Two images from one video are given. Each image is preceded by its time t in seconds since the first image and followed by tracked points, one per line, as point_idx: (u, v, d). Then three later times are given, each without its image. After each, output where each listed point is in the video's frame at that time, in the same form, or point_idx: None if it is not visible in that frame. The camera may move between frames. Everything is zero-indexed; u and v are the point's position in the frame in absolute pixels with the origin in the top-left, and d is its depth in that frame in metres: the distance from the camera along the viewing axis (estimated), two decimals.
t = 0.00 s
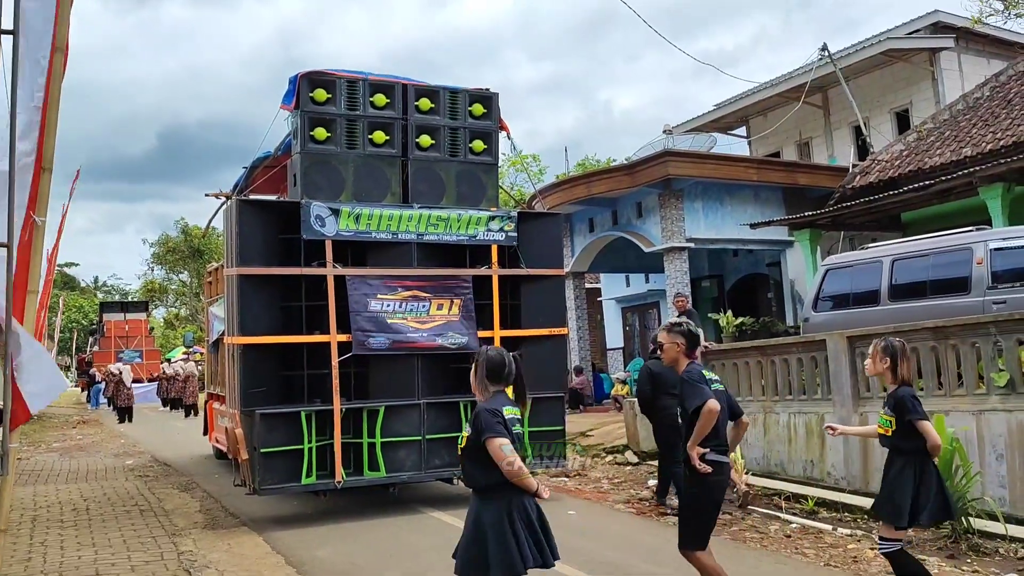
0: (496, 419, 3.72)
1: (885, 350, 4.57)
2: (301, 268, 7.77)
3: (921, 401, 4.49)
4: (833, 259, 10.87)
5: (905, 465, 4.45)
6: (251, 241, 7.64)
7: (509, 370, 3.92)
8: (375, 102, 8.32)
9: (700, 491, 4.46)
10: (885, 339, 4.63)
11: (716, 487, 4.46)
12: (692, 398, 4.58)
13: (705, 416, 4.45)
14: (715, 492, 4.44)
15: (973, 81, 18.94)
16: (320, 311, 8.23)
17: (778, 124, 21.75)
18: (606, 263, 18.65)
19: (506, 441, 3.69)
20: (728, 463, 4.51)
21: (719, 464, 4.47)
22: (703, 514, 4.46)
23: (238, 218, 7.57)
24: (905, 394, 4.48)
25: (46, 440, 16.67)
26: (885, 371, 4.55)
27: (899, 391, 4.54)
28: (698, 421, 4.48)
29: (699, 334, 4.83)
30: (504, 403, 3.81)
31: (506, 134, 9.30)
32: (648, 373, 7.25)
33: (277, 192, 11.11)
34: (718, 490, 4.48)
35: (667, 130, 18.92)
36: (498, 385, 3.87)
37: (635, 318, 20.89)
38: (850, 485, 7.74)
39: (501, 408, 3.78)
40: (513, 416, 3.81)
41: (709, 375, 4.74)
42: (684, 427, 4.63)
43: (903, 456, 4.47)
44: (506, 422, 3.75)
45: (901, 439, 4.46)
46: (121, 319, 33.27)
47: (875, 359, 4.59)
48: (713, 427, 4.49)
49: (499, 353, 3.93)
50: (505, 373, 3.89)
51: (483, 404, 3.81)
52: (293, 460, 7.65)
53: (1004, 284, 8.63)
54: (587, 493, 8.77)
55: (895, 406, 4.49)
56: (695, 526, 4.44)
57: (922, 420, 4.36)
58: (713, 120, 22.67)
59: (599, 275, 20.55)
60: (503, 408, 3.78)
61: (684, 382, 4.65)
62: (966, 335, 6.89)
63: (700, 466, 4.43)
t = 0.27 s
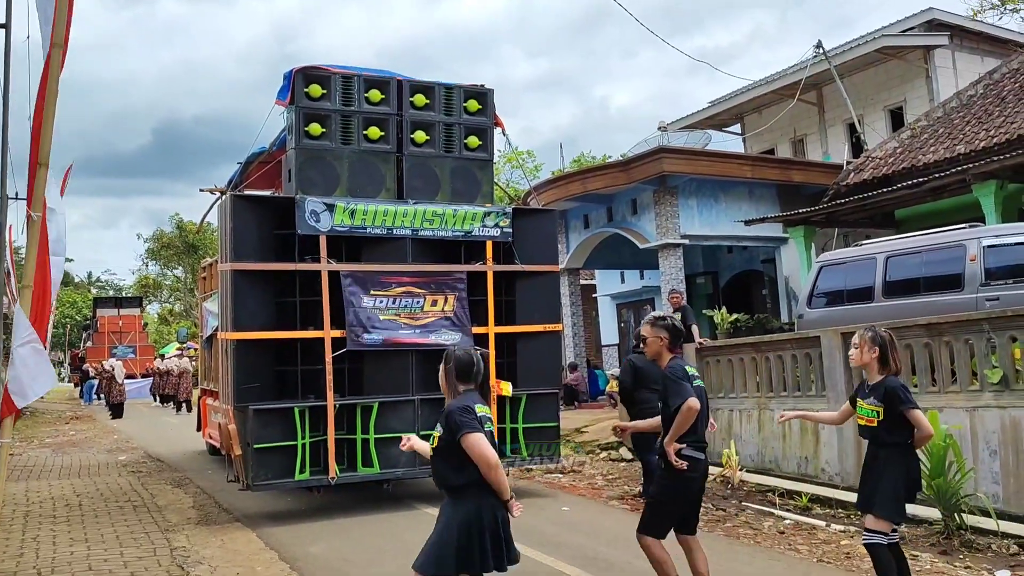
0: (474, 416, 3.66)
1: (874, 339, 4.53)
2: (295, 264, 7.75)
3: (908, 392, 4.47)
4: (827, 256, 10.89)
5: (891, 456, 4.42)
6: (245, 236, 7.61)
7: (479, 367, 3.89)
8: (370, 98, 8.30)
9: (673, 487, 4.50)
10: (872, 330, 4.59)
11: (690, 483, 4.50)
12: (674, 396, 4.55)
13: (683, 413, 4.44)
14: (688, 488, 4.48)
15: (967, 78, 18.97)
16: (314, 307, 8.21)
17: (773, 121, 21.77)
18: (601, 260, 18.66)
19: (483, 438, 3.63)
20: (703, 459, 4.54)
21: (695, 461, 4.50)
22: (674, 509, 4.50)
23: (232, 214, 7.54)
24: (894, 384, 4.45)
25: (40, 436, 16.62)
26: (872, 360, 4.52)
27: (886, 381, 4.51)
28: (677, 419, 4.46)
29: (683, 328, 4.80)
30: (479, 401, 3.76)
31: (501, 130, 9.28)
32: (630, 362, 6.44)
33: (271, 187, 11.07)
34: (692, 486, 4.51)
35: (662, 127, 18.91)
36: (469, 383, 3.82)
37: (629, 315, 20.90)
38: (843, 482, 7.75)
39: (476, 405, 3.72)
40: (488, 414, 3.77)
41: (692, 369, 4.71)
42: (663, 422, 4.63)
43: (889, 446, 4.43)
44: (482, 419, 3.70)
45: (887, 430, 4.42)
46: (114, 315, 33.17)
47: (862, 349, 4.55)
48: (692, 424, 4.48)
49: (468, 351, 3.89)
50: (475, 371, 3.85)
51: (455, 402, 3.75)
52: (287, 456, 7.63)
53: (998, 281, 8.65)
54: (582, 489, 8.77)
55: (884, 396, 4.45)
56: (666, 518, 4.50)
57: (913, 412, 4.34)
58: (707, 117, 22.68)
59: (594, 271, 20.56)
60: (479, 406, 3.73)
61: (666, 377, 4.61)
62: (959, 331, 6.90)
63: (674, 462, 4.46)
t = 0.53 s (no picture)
0: (430, 415, 3.60)
1: (863, 345, 4.54)
2: (290, 260, 7.74)
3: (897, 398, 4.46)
4: (821, 254, 10.90)
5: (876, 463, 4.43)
6: (239, 233, 7.60)
7: (446, 367, 3.83)
8: (364, 94, 8.29)
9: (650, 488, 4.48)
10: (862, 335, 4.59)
11: (665, 484, 4.49)
12: (655, 398, 4.52)
13: (670, 416, 4.41)
14: (664, 489, 4.46)
15: (961, 77, 19.02)
16: (308, 304, 8.19)
17: (768, 120, 21.81)
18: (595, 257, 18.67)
19: (431, 439, 3.57)
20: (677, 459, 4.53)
21: (669, 461, 4.49)
22: (650, 508, 4.49)
23: (226, 210, 7.53)
24: (883, 391, 4.44)
25: (33, 433, 16.57)
26: (860, 366, 4.52)
27: (875, 387, 4.50)
28: (661, 422, 4.42)
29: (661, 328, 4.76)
30: (442, 402, 3.70)
31: (496, 127, 9.28)
32: (610, 356, 7.37)
33: (266, 184, 11.05)
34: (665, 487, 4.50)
35: (657, 124, 18.91)
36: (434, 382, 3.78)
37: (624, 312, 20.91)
38: (836, 479, 7.77)
39: (435, 406, 3.65)
40: (451, 416, 3.69)
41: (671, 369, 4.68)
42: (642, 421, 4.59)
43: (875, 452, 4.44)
44: (439, 419, 3.63)
45: (873, 435, 4.43)
46: (108, 311, 33.07)
47: (851, 355, 4.56)
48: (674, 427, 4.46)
49: (436, 351, 3.84)
50: (440, 371, 3.80)
51: (420, 402, 3.72)
52: (281, 452, 7.62)
53: (991, 280, 8.68)
54: (576, 486, 8.79)
55: (873, 402, 4.44)
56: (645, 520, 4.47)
57: (899, 419, 4.33)
58: (702, 114, 22.71)
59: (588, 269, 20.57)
60: (439, 406, 3.67)
61: (647, 375, 4.58)
62: (952, 330, 6.93)
63: (649, 463, 4.41)
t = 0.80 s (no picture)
0: (382, 418, 3.46)
1: (856, 336, 4.49)
2: (285, 259, 7.73)
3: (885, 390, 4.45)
4: (816, 253, 10.92)
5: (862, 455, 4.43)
6: (234, 231, 7.60)
7: (415, 368, 3.64)
8: (360, 93, 8.28)
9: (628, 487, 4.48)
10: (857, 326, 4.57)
11: (644, 481, 4.49)
12: (629, 394, 4.52)
13: (647, 414, 4.43)
14: (642, 487, 4.46)
15: (957, 77, 19.06)
16: (304, 302, 8.19)
17: (764, 119, 21.83)
18: (591, 256, 18.69)
19: (375, 444, 3.42)
20: (656, 457, 4.54)
21: (647, 458, 4.51)
22: (631, 506, 4.49)
23: (221, 208, 7.52)
24: (874, 383, 4.40)
25: (27, 431, 16.52)
26: (854, 358, 4.48)
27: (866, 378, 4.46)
28: (639, 419, 4.43)
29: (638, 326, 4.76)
30: (403, 404, 3.53)
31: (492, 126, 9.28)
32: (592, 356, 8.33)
33: (261, 182, 11.04)
34: (645, 486, 4.50)
35: (653, 123, 18.92)
36: (401, 384, 3.62)
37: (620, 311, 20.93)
38: (830, 478, 7.79)
39: (391, 411, 3.49)
40: (411, 419, 3.50)
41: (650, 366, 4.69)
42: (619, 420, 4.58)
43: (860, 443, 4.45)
44: (392, 423, 3.46)
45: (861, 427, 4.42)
46: (104, 309, 33.00)
47: (843, 346, 4.52)
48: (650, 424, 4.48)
49: (405, 352, 3.67)
50: (407, 372, 3.62)
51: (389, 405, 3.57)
52: (276, 451, 7.61)
53: (985, 279, 8.71)
54: (571, 485, 8.80)
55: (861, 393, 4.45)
56: (626, 517, 4.48)
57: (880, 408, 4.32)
58: (698, 113, 22.73)
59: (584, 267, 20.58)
60: (399, 409, 3.51)
61: (624, 372, 4.56)
62: (946, 329, 6.94)
63: (627, 463, 4.41)
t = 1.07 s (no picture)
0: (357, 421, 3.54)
1: (850, 348, 4.57)
2: (283, 258, 7.72)
3: (877, 397, 4.46)
4: (814, 254, 10.93)
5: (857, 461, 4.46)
6: (232, 231, 7.59)
7: (401, 371, 3.61)
8: (358, 92, 8.27)
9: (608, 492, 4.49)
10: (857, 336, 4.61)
11: (622, 484, 4.48)
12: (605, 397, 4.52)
13: (592, 424, 4.37)
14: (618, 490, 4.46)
15: (954, 78, 19.08)
16: (301, 302, 8.17)
17: (761, 119, 21.85)
18: (588, 257, 18.70)
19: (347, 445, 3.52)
20: (635, 460, 4.48)
21: (625, 461, 4.49)
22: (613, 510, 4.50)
23: (218, 208, 7.51)
24: (864, 391, 4.44)
25: (24, 431, 16.48)
26: (854, 370, 4.55)
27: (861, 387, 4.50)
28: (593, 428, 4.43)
29: (629, 328, 4.68)
30: (379, 408, 3.57)
31: (490, 126, 9.28)
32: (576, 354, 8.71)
33: (259, 182, 11.03)
34: (625, 489, 4.48)
35: (651, 123, 18.93)
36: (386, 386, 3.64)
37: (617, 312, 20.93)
38: (828, 478, 7.80)
39: (365, 416, 3.54)
40: (383, 422, 3.52)
41: (634, 369, 4.58)
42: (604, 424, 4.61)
43: (854, 449, 4.49)
44: (364, 427, 3.52)
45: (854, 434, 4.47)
46: (101, 309, 32.94)
47: (842, 359, 4.60)
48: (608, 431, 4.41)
49: (392, 355, 3.66)
50: (391, 375, 3.61)
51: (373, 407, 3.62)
52: (274, 451, 7.60)
53: (983, 280, 8.72)
54: (568, 485, 8.80)
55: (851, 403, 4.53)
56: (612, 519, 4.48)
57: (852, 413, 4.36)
58: (696, 114, 22.74)
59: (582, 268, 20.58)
60: (372, 414, 3.55)
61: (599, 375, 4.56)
62: (943, 330, 6.95)
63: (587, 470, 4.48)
